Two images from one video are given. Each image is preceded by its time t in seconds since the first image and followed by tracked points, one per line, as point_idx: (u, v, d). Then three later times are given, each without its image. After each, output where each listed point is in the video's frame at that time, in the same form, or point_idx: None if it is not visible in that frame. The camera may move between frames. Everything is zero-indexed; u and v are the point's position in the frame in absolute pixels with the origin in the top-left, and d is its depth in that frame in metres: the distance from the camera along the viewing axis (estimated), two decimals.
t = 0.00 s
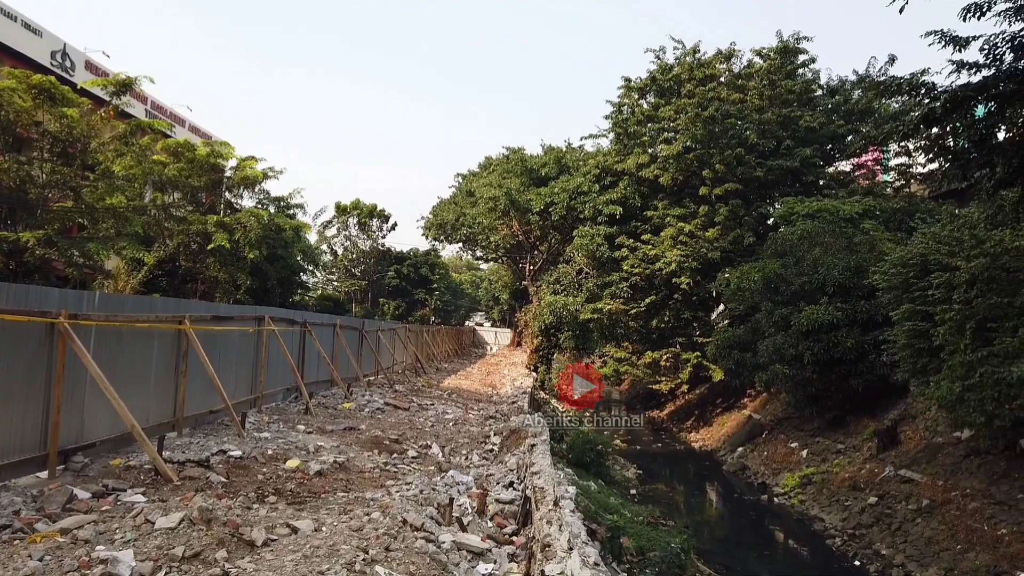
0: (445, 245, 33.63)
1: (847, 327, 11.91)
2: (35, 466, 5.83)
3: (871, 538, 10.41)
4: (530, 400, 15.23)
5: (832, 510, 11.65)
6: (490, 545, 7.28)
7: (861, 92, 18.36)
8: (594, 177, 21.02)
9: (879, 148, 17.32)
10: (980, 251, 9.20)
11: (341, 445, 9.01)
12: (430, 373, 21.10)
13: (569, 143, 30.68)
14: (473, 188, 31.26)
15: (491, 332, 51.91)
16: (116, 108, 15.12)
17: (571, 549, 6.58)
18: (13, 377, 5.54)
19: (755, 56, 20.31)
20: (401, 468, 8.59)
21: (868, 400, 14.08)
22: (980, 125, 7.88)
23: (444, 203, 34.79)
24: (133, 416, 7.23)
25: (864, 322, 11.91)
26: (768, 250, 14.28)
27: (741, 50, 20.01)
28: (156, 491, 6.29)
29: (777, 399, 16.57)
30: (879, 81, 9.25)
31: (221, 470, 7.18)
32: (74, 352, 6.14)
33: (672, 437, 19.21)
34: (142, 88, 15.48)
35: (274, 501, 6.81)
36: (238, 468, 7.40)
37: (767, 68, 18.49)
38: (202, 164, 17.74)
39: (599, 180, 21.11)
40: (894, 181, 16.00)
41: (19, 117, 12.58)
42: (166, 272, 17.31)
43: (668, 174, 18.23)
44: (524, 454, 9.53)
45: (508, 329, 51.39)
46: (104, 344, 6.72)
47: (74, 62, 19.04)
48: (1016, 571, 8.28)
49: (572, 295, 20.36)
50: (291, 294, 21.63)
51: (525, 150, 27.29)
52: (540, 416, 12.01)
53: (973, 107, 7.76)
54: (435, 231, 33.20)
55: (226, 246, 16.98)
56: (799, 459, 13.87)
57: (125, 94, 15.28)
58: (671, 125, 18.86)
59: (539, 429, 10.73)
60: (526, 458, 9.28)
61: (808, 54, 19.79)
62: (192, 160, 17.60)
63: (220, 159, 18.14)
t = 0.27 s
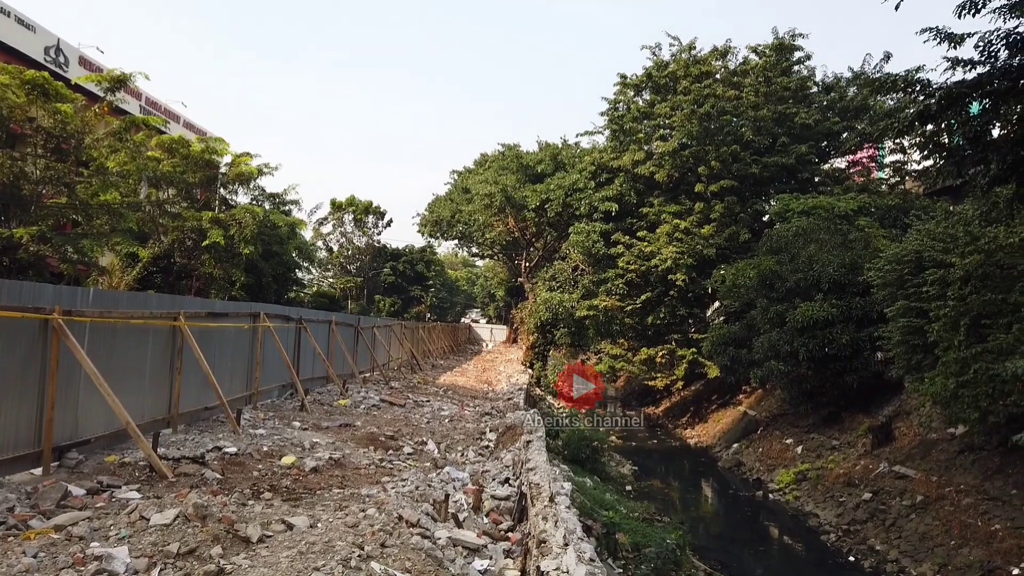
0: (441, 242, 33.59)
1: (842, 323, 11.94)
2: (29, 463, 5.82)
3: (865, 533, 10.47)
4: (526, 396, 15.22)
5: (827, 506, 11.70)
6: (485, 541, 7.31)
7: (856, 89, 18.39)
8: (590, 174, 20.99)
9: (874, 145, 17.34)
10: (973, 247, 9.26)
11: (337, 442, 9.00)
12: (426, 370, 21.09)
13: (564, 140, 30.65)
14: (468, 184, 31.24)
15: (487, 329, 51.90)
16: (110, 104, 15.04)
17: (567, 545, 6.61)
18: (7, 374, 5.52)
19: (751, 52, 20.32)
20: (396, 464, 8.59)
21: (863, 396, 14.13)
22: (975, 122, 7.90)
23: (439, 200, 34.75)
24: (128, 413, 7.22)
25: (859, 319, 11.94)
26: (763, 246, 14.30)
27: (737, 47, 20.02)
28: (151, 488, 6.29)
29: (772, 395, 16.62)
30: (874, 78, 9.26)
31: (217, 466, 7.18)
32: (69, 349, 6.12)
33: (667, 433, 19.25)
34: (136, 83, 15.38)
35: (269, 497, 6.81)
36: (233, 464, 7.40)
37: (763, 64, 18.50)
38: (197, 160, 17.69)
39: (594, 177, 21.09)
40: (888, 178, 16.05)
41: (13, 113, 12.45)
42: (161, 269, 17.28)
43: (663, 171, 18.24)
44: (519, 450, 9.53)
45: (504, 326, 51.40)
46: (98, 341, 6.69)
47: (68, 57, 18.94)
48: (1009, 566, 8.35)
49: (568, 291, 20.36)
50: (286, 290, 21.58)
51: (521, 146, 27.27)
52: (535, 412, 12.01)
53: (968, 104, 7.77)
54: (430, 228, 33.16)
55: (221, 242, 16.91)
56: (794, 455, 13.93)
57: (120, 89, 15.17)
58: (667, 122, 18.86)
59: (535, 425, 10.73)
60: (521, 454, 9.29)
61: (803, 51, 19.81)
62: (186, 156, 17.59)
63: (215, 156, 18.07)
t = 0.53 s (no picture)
0: (437, 238, 33.55)
1: (836, 318, 11.97)
2: (23, 458, 5.81)
3: (860, 528, 10.52)
4: (521, 392, 15.23)
5: (821, 501, 11.75)
6: (481, 536, 7.33)
7: (851, 85, 18.40)
8: (586, 169, 20.97)
9: (869, 141, 17.35)
10: (968, 243, 9.33)
11: (332, 437, 9.00)
12: (422, 366, 21.09)
13: (560, 136, 30.64)
14: (464, 180, 31.20)
15: (483, 325, 51.90)
16: (104, 99, 14.95)
17: (562, 540, 6.64)
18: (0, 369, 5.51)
19: (747, 47, 20.31)
20: (392, 460, 8.59)
21: (857, 391, 14.17)
22: (970, 117, 7.92)
23: (435, 196, 34.69)
24: (123, 408, 7.20)
25: (853, 314, 11.97)
26: (759, 242, 14.32)
27: (733, 42, 20.02)
28: (146, 483, 6.29)
29: (767, 390, 16.67)
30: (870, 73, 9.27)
31: (212, 462, 7.17)
32: (62, 344, 6.10)
33: (662, 429, 19.30)
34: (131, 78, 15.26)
35: (265, 492, 6.82)
36: (228, 459, 7.40)
37: (758, 60, 18.50)
38: (191, 155, 17.62)
39: (590, 172, 21.08)
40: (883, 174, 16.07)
41: (5, 107, 12.37)
42: (156, 264, 17.05)
43: (659, 167, 18.25)
44: (515, 445, 9.53)
45: (500, 321, 51.41)
46: (92, 336, 6.68)
47: (61, 52, 18.83)
48: (1001, 560, 8.42)
49: (564, 287, 20.37)
50: (281, 286, 21.54)
51: (516, 142, 27.26)
52: (531, 407, 12.01)
53: (963, 99, 7.81)
54: (426, 223, 33.13)
55: (215, 238, 16.86)
56: (789, 450, 13.98)
57: (114, 84, 15.09)
58: (662, 118, 18.84)
59: (530, 420, 10.72)
60: (517, 449, 9.30)
61: (799, 46, 19.82)
62: (180, 151, 17.52)
63: (209, 151, 17.99)
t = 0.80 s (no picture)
0: (433, 232, 33.49)
1: (831, 313, 11.99)
2: (17, 453, 5.80)
3: (854, 521, 10.57)
4: (517, 386, 15.24)
5: (816, 494, 11.80)
6: (476, 530, 7.35)
7: (847, 80, 18.39)
8: (582, 164, 20.94)
9: (865, 136, 17.32)
10: (963, 237, 9.36)
11: (328, 432, 9.00)
12: (418, 361, 21.08)
13: (556, 131, 30.58)
14: (460, 175, 31.14)
15: (479, 320, 51.88)
16: (98, 94, 14.86)
17: (557, 534, 6.67)
18: None
19: (743, 42, 20.30)
20: (387, 454, 8.59)
21: (852, 385, 14.21)
22: (964, 112, 7.94)
23: (431, 191, 34.60)
24: (117, 403, 7.19)
25: (848, 308, 11.99)
26: (754, 237, 14.33)
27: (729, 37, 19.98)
28: (140, 478, 6.29)
29: (762, 385, 16.71)
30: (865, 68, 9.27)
31: (207, 456, 7.17)
32: (56, 339, 6.08)
33: (658, 423, 19.33)
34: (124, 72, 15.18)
35: (260, 487, 6.82)
36: (223, 454, 7.40)
37: (754, 55, 18.49)
38: (186, 149, 17.54)
39: (586, 167, 21.04)
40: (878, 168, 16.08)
41: None
42: (151, 260, 17.23)
43: (655, 161, 18.23)
44: (510, 440, 9.53)
45: (496, 316, 51.40)
46: (87, 331, 6.66)
47: (55, 46, 18.72)
48: (995, 553, 8.47)
49: (560, 282, 20.36)
50: (277, 281, 21.49)
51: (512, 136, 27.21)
52: (527, 402, 12.00)
53: (958, 93, 7.82)
54: (422, 218, 33.08)
55: (210, 233, 16.81)
56: (784, 444, 14.02)
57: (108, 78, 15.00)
58: (658, 112, 18.81)
59: (526, 414, 10.71)
60: (512, 443, 9.31)
61: (795, 41, 19.81)
62: (175, 145, 17.44)
63: (204, 146, 17.91)
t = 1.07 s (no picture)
0: (428, 226, 33.45)
1: (825, 306, 12.01)
2: (9, 448, 5.79)
3: (847, 513, 10.63)
4: (512, 380, 15.26)
5: (809, 487, 11.86)
6: (470, 523, 7.37)
7: (841, 73, 18.38)
8: (576, 158, 20.92)
9: (859, 129, 17.32)
10: (955, 231, 9.39)
11: (322, 426, 9.00)
12: (412, 355, 21.08)
13: (551, 125, 30.53)
14: (454, 169, 31.06)
15: (474, 314, 51.88)
16: (90, 87, 14.75)
17: (550, 526, 6.70)
18: None
19: (737, 36, 20.26)
20: (381, 448, 8.60)
21: (846, 378, 14.25)
22: (957, 105, 7.97)
23: (426, 184, 34.55)
24: (110, 398, 7.18)
25: (841, 302, 12.02)
26: (748, 231, 14.35)
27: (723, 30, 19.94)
28: (133, 472, 6.29)
29: (756, 378, 16.77)
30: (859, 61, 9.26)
31: (200, 450, 7.17)
32: (48, 333, 6.06)
33: (652, 416, 19.38)
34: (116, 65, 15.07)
35: (253, 480, 6.83)
36: (217, 448, 7.40)
37: (748, 48, 18.45)
38: (178, 143, 17.45)
39: (581, 161, 21.02)
40: (872, 162, 16.10)
41: None
42: (144, 254, 17.20)
43: (649, 155, 18.22)
44: (504, 433, 9.53)
45: (491, 311, 51.40)
46: (79, 325, 6.64)
47: (46, 39, 18.58)
48: (986, 544, 8.55)
49: (554, 275, 20.37)
50: (271, 275, 21.45)
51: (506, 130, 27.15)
52: (521, 395, 12.00)
53: (951, 87, 7.84)
54: (416, 212, 33.03)
55: (204, 227, 16.76)
56: (778, 437, 14.07)
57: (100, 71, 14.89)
58: (653, 106, 18.79)
59: (520, 408, 10.71)
60: (506, 437, 9.31)
61: (789, 35, 19.78)
62: (167, 139, 17.35)
63: (196, 139, 17.85)
